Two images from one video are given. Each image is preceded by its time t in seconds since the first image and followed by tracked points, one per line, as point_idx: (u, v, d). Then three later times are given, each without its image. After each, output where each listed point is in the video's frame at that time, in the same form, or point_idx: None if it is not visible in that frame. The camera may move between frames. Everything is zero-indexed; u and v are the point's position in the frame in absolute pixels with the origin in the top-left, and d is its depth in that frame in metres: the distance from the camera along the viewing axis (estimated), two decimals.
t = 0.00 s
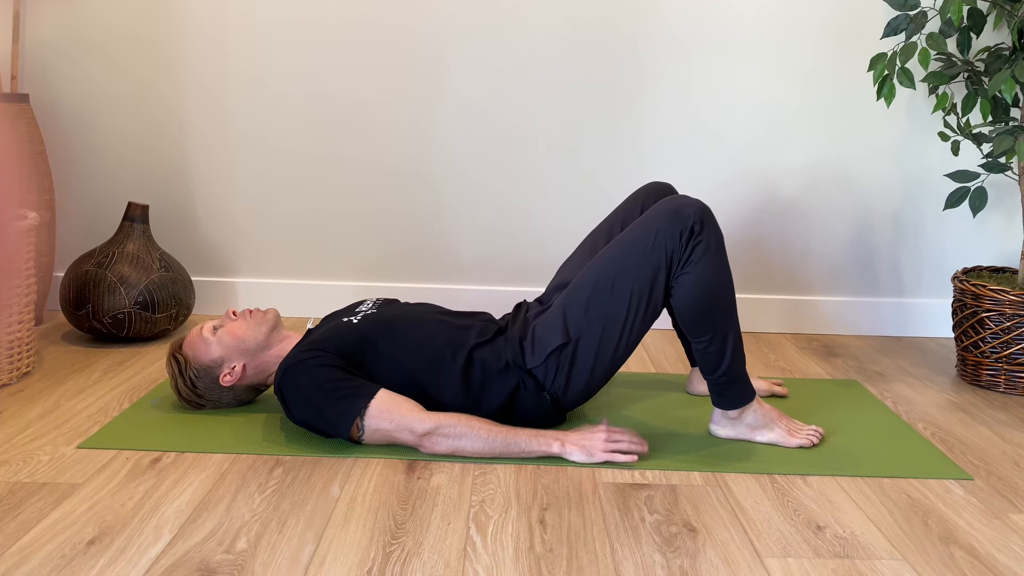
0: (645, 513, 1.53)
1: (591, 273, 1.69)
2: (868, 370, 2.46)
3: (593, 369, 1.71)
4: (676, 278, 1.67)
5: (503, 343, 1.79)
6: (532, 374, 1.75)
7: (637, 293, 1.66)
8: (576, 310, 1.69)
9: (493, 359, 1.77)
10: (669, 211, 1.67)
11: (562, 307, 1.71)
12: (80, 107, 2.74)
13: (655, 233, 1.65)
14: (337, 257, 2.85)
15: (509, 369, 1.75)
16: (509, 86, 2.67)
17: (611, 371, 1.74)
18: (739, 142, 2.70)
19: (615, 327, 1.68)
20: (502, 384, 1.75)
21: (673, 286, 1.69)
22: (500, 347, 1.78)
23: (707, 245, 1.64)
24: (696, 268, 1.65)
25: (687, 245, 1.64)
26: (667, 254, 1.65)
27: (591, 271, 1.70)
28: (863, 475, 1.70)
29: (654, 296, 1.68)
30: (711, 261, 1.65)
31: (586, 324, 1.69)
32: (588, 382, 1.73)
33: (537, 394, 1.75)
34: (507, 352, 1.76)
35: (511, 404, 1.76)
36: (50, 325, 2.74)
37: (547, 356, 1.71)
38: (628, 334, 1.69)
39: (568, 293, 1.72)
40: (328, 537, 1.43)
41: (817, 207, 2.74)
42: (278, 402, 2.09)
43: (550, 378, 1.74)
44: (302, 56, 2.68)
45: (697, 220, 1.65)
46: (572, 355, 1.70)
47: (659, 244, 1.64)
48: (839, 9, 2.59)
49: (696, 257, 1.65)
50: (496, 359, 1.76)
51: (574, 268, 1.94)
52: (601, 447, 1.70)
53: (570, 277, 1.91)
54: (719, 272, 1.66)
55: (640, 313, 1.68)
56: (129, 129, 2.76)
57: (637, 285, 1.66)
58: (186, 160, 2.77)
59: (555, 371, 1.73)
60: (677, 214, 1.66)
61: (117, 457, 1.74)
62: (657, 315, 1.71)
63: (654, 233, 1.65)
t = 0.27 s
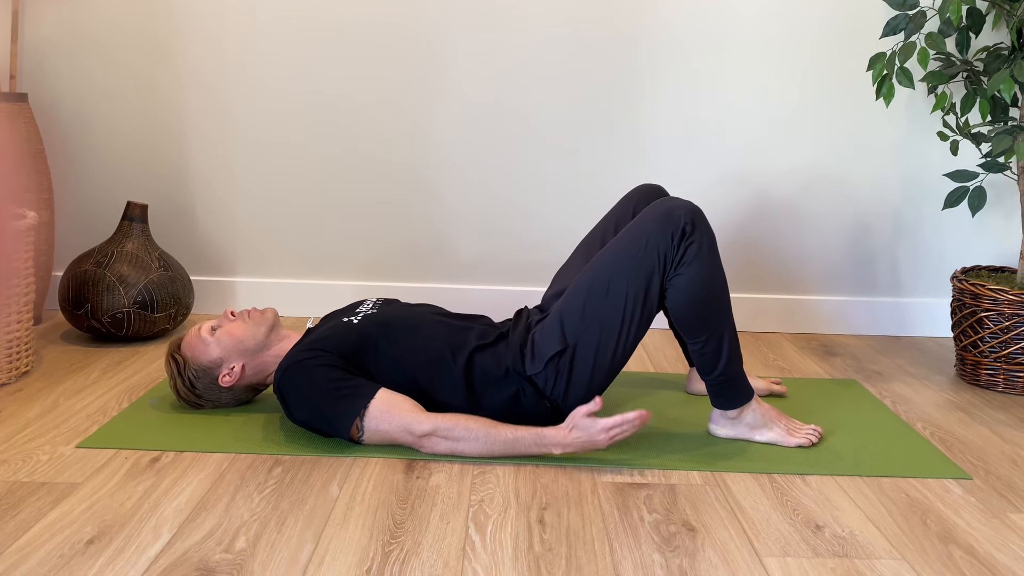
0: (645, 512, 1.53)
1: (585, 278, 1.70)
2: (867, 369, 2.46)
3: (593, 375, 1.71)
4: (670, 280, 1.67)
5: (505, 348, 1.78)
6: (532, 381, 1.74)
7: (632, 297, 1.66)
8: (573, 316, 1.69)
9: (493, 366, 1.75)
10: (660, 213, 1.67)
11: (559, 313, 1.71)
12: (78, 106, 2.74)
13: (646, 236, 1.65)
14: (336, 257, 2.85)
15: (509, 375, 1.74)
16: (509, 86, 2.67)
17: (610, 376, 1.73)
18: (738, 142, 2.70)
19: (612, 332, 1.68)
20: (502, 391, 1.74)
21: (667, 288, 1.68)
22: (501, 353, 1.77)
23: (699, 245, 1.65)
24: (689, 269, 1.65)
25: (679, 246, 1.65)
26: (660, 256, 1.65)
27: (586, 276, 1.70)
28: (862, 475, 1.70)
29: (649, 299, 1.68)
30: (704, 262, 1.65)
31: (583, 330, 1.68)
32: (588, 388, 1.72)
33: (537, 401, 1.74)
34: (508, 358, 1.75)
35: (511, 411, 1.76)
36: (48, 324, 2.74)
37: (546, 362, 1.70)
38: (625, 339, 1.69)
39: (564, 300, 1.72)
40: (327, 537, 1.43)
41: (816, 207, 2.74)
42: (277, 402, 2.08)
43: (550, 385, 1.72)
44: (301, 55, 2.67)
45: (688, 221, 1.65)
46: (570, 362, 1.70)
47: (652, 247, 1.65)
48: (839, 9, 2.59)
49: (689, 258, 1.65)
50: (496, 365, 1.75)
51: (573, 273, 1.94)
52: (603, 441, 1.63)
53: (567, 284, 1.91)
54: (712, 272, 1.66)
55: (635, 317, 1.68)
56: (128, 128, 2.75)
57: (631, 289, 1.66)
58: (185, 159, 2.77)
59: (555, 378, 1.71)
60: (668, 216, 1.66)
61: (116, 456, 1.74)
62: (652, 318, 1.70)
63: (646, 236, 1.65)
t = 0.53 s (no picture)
0: (644, 512, 1.53)
1: (583, 279, 1.69)
2: (867, 369, 2.46)
3: (593, 376, 1.70)
4: (668, 279, 1.67)
5: (505, 348, 1.77)
6: (532, 382, 1.73)
7: (631, 298, 1.66)
8: (573, 318, 1.68)
9: (493, 367, 1.75)
10: (656, 213, 1.67)
11: (558, 315, 1.70)
12: (77, 106, 2.74)
13: (643, 236, 1.65)
14: (335, 257, 2.85)
15: (509, 375, 1.74)
16: (508, 85, 2.67)
17: (611, 377, 1.72)
18: (737, 141, 2.70)
19: (611, 333, 1.67)
20: (502, 391, 1.74)
21: (665, 287, 1.68)
22: (501, 354, 1.76)
23: (696, 244, 1.65)
24: (687, 268, 1.65)
25: (677, 245, 1.65)
26: (657, 256, 1.65)
27: (585, 277, 1.69)
28: (862, 474, 1.70)
29: (647, 300, 1.67)
30: (702, 260, 1.65)
31: (582, 331, 1.67)
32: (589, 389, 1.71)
33: (537, 401, 1.74)
34: (508, 359, 1.74)
35: (511, 411, 1.75)
36: (47, 323, 2.74)
37: (547, 364, 1.69)
38: (625, 339, 1.68)
39: (563, 301, 1.71)
40: (326, 536, 1.43)
41: (815, 206, 2.74)
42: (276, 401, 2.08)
43: (551, 386, 1.72)
44: (300, 55, 2.67)
45: (685, 220, 1.65)
46: (570, 363, 1.69)
47: (649, 246, 1.65)
48: (838, 8, 2.59)
49: (686, 257, 1.65)
50: (496, 365, 1.75)
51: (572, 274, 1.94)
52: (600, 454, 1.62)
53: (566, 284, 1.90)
54: (709, 271, 1.66)
55: (634, 318, 1.68)
56: (127, 128, 2.75)
57: (630, 290, 1.66)
58: (184, 159, 2.77)
59: (555, 380, 1.71)
60: (665, 215, 1.66)
61: (115, 456, 1.73)
62: (650, 318, 1.70)
63: (643, 235, 1.65)
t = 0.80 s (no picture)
0: (643, 511, 1.53)
1: (582, 280, 1.69)
2: (866, 368, 2.46)
3: (592, 376, 1.70)
4: (667, 280, 1.67)
5: (505, 348, 1.77)
6: (531, 382, 1.73)
7: (630, 298, 1.66)
8: (572, 319, 1.68)
9: (492, 368, 1.75)
10: (654, 214, 1.67)
11: (557, 315, 1.70)
12: (76, 105, 2.74)
13: (642, 237, 1.65)
14: (335, 256, 2.85)
15: (509, 376, 1.74)
16: (507, 85, 2.67)
17: (611, 378, 1.72)
18: (737, 141, 2.70)
19: (610, 334, 1.67)
20: (501, 392, 1.74)
21: (663, 287, 1.68)
22: (502, 354, 1.76)
23: (694, 244, 1.65)
24: (685, 268, 1.65)
25: (675, 246, 1.65)
26: (656, 257, 1.65)
27: (584, 278, 1.69)
28: (861, 474, 1.70)
29: (646, 300, 1.67)
30: (700, 260, 1.65)
31: (581, 333, 1.68)
32: (588, 389, 1.71)
33: (537, 402, 1.74)
34: (508, 359, 1.74)
35: (511, 411, 1.76)
36: (46, 323, 2.74)
37: (546, 365, 1.70)
38: (624, 340, 1.68)
39: (562, 302, 1.71)
40: (326, 535, 1.43)
41: (815, 206, 2.74)
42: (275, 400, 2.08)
43: (550, 387, 1.72)
44: (299, 55, 2.67)
45: (683, 221, 1.65)
46: (569, 364, 1.69)
47: (648, 247, 1.65)
48: (838, 8, 2.59)
49: (685, 257, 1.65)
50: (496, 365, 1.75)
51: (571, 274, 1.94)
52: (599, 453, 1.65)
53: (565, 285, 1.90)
54: (708, 272, 1.66)
55: (634, 318, 1.68)
56: (126, 127, 2.75)
57: (629, 291, 1.66)
58: (183, 158, 2.77)
59: (554, 381, 1.71)
60: (663, 216, 1.66)
61: (115, 455, 1.73)
62: (650, 319, 1.70)
63: (642, 236, 1.65)
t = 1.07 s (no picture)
0: (643, 511, 1.53)
1: (581, 280, 1.69)
2: (865, 368, 2.46)
3: (590, 376, 1.70)
4: (666, 279, 1.67)
5: (505, 348, 1.78)
6: (531, 382, 1.74)
7: (628, 298, 1.66)
8: (570, 319, 1.68)
9: (491, 367, 1.76)
10: (654, 213, 1.66)
11: (556, 315, 1.71)
12: (74, 104, 2.74)
13: (641, 236, 1.65)
14: (334, 255, 2.85)
15: (507, 376, 1.75)
16: (506, 84, 2.67)
17: (610, 378, 1.73)
18: (736, 141, 2.70)
19: (609, 334, 1.67)
20: (501, 391, 1.75)
21: (662, 288, 1.68)
22: (501, 354, 1.77)
23: (694, 243, 1.64)
24: (684, 267, 1.65)
25: (674, 246, 1.64)
26: (655, 257, 1.65)
27: (583, 278, 1.69)
28: (860, 473, 1.70)
29: (645, 300, 1.67)
30: (700, 259, 1.64)
31: (580, 332, 1.68)
32: (587, 388, 1.72)
33: (536, 402, 1.75)
34: (508, 359, 1.75)
35: (510, 410, 1.77)
36: (45, 322, 2.74)
37: (545, 364, 1.71)
38: (623, 340, 1.69)
39: (561, 301, 1.71)
40: (325, 534, 1.43)
41: (814, 205, 2.74)
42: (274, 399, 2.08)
43: (549, 387, 1.73)
44: (298, 54, 2.67)
45: (683, 220, 1.64)
46: (568, 364, 1.70)
47: (647, 247, 1.64)
48: (837, 7, 2.59)
49: (684, 256, 1.64)
50: (496, 365, 1.76)
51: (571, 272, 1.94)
52: (598, 445, 1.71)
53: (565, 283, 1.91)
54: (707, 271, 1.66)
55: (632, 318, 1.68)
56: (125, 127, 2.75)
57: (628, 291, 1.66)
58: (182, 158, 2.77)
59: (553, 381, 1.72)
60: (662, 215, 1.65)
61: (114, 454, 1.74)
62: (648, 318, 1.70)
63: (641, 236, 1.65)
